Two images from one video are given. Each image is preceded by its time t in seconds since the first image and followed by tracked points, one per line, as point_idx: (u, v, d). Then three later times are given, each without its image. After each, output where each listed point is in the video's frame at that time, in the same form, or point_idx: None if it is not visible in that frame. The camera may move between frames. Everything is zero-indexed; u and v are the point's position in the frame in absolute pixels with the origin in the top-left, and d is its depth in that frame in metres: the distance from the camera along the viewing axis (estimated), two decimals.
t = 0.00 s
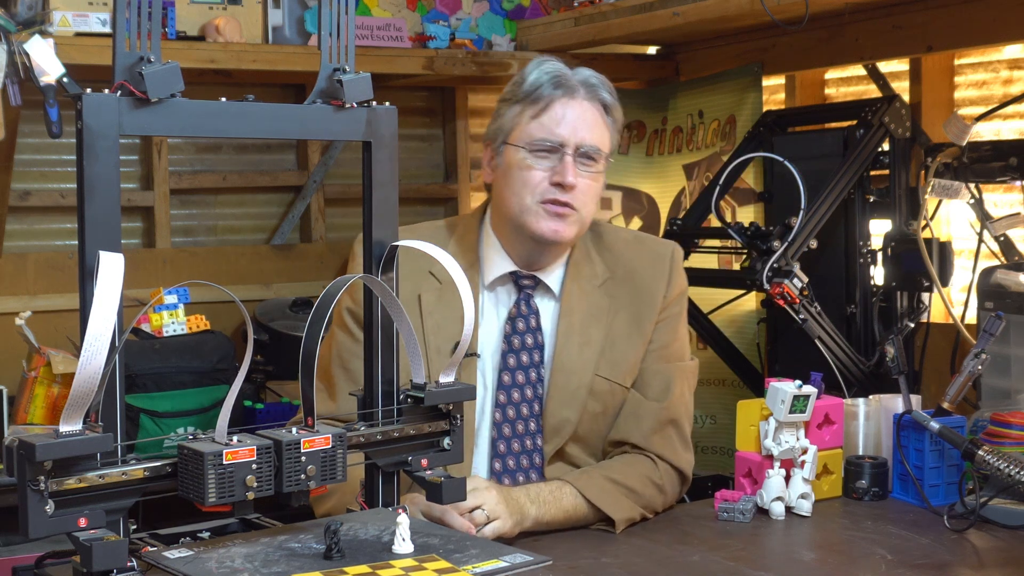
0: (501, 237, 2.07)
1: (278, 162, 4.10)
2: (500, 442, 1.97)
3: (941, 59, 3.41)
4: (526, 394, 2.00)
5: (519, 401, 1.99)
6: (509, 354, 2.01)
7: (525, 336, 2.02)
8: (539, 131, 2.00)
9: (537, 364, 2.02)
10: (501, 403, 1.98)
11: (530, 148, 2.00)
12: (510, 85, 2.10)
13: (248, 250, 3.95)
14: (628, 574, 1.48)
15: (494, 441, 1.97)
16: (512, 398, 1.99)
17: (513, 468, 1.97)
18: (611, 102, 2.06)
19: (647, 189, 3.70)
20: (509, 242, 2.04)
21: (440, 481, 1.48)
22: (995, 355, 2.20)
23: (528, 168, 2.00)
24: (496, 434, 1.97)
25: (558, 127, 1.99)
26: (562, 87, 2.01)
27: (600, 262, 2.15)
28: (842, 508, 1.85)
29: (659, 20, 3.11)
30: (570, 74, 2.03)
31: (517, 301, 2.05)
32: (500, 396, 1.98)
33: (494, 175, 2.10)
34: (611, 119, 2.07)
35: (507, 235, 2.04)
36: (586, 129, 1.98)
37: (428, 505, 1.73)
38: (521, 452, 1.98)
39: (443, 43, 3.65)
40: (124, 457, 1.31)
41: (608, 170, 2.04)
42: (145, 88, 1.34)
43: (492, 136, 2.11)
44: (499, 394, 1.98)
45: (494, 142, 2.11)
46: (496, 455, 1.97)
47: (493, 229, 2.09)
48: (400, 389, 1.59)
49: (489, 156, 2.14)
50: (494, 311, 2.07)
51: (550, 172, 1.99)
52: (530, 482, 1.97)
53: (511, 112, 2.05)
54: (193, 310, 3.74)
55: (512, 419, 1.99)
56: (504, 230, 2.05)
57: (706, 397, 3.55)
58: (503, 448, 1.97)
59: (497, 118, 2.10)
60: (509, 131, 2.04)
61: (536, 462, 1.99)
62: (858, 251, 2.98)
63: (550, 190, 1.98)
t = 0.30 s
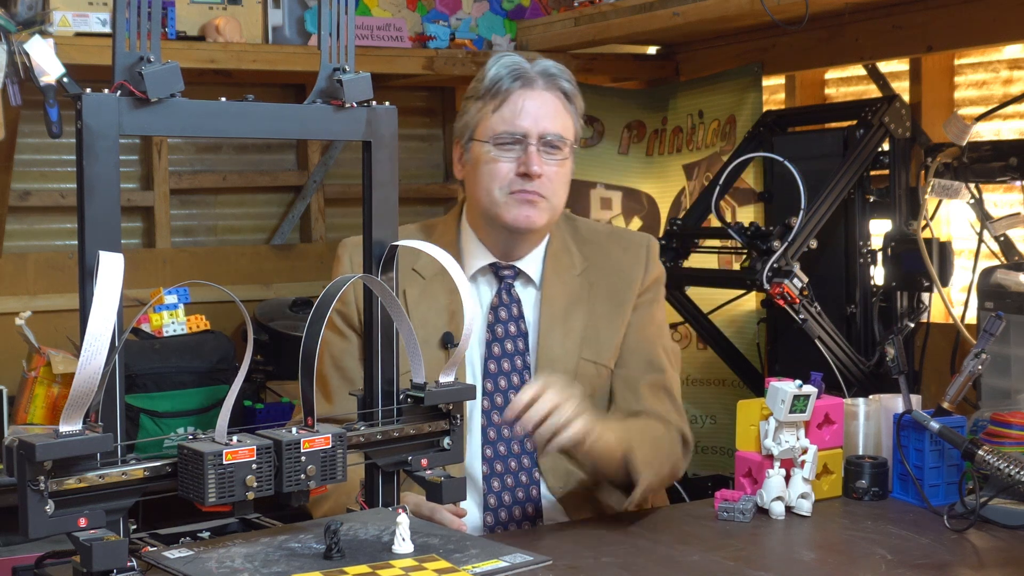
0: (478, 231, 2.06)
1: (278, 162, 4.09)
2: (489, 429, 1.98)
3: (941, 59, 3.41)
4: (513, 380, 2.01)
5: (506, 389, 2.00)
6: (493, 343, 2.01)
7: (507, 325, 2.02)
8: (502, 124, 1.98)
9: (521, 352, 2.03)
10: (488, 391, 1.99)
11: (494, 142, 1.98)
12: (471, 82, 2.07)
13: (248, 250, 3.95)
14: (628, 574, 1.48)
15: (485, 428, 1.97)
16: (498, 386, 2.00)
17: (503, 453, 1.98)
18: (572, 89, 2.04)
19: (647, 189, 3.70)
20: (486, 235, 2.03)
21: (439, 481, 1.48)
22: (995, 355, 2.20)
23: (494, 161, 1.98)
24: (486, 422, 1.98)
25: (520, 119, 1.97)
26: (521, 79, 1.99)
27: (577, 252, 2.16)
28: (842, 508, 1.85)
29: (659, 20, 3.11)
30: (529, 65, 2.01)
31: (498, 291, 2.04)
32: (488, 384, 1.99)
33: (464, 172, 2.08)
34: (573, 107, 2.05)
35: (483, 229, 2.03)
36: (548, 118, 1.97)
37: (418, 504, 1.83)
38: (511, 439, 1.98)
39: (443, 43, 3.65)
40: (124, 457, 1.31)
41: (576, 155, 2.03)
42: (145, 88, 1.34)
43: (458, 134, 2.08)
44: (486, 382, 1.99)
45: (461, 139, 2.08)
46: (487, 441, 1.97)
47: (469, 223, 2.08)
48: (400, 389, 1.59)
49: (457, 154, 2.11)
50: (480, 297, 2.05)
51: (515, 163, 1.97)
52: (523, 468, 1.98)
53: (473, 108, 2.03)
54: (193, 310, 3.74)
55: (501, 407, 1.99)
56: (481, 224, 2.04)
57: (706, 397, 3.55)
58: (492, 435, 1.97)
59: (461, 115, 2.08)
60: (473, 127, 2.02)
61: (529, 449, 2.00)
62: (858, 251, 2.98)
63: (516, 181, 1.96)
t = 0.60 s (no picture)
0: (461, 233, 2.10)
1: (278, 162, 4.09)
2: (483, 423, 2.00)
3: (940, 59, 3.41)
4: (505, 374, 2.05)
5: (499, 382, 2.04)
6: (484, 339, 2.04)
7: (498, 320, 2.06)
8: (477, 131, 2.01)
9: (512, 346, 2.07)
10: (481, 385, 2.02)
11: (470, 149, 2.02)
12: (443, 86, 2.09)
13: (247, 250, 3.95)
14: (628, 574, 1.48)
15: (479, 423, 1.99)
16: (491, 380, 2.03)
17: (498, 447, 2.00)
18: (544, 88, 2.07)
19: (647, 189, 3.70)
20: (470, 238, 2.07)
21: (440, 481, 1.48)
22: (995, 355, 2.20)
23: (472, 168, 2.01)
24: (479, 417, 2.00)
25: (493, 124, 2.00)
26: (492, 83, 2.01)
27: (561, 239, 2.21)
28: (842, 508, 1.84)
29: (659, 20, 3.11)
30: (498, 67, 2.03)
31: (487, 288, 2.08)
32: (482, 379, 2.02)
33: (444, 176, 2.12)
34: (545, 105, 2.07)
35: (466, 232, 2.07)
36: (521, 121, 2.00)
37: (418, 503, 1.84)
38: (505, 432, 2.02)
39: (443, 43, 3.65)
40: (124, 457, 1.31)
41: (552, 154, 2.07)
42: (145, 88, 1.34)
43: (436, 139, 2.12)
44: (479, 378, 2.02)
45: (438, 143, 2.12)
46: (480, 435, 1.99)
47: (453, 225, 2.12)
48: (400, 389, 1.59)
49: (437, 158, 2.15)
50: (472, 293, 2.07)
51: (493, 168, 2.00)
52: (517, 460, 2.02)
53: (448, 115, 2.06)
54: (193, 310, 3.74)
55: (494, 401, 2.02)
56: (463, 228, 2.07)
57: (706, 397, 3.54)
58: (486, 428, 2.00)
59: (437, 120, 2.11)
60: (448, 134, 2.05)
61: (522, 441, 2.03)
62: (858, 251, 2.98)
63: (495, 187, 2.00)
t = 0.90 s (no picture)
0: (453, 235, 2.10)
1: (278, 162, 4.09)
2: (480, 424, 2.00)
3: (941, 59, 3.41)
4: (501, 375, 2.05)
5: (494, 383, 2.04)
6: (479, 340, 2.04)
7: (491, 321, 2.06)
8: (459, 137, 2.00)
9: (507, 346, 2.07)
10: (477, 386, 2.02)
11: (454, 155, 2.01)
12: (423, 92, 2.09)
13: (247, 250, 3.95)
14: (628, 574, 1.48)
15: (476, 424, 2.00)
16: (487, 381, 2.03)
17: (496, 448, 2.01)
18: (523, 89, 2.06)
19: (647, 189, 3.70)
20: (461, 240, 2.07)
21: (440, 481, 1.48)
22: (995, 355, 2.20)
23: (457, 174, 2.01)
24: (476, 418, 2.00)
25: (474, 129, 2.00)
26: (471, 87, 2.00)
27: (553, 233, 2.22)
28: (842, 509, 1.84)
29: (659, 20, 3.11)
30: (476, 71, 2.03)
31: (481, 289, 2.08)
32: (477, 380, 2.02)
33: (431, 182, 2.12)
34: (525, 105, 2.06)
35: (457, 236, 2.07)
36: (502, 124, 2.00)
37: (417, 503, 1.85)
38: (502, 432, 2.02)
39: (443, 43, 3.65)
40: (124, 457, 1.31)
41: (536, 153, 2.06)
42: (145, 88, 1.34)
43: (421, 145, 2.11)
44: (474, 379, 2.02)
45: (422, 149, 2.11)
46: (478, 437, 1.99)
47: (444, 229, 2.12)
48: (400, 389, 1.59)
49: (422, 164, 2.14)
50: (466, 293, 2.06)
51: (478, 173, 2.00)
52: (515, 460, 2.02)
53: (430, 122, 2.05)
54: (193, 310, 3.74)
55: (490, 402, 2.02)
56: (453, 231, 2.08)
57: (706, 397, 3.52)
58: (484, 430, 2.00)
59: (419, 127, 2.11)
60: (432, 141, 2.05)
61: (519, 441, 2.03)
62: (858, 251, 2.98)
63: (481, 192, 1.99)
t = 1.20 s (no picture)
0: (449, 237, 2.10)
1: (277, 162, 4.09)
2: (479, 427, 2.00)
3: (941, 59, 3.41)
4: (499, 377, 2.05)
5: (493, 384, 2.04)
6: (476, 342, 2.04)
7: (489, 322, 2.06)
8: (453, 136, 2.00)
9: (505, 348, 2.07)
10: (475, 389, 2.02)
11: (449, 156, 2.01)
12: (418, 93, 2.09)
13: (247, 250, 3.95)
14: (628, 574, 1.48)
15: (474, 426, 2.00)
16: (484, 383, 2.03)
17: (494, 450, 2.01)
18: (518, 89, 2.06)
19: (647, 189, 3.69)
20: (455, 241, 2.08)
21: (440, 481, 1.48)
22: (995, 355, 2.20)
23: (452, 174, 2.01)
24: (475, 420, 2.00)
25: (469, 129, 1.99)
26: (465, 87, 2.01)
27: (550, 230, 2.22)
28: (842, 508, 1.84)
29: (659, 20, 3.11)
30: (471, 71, 2.03)
31: (477, 290, 2.08)
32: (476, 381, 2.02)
33: (426, 182, 2.12)
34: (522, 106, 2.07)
35: (452, 236, 2.07)
36: (498, 123, 2.00)
37: (417, 503, 1.85)
38: (501, 434, 2.02)
39: (443, 43, 3.65)
40: (124, 457, 1.31)
41: (531, 152, 2.07)
42: (145, 88, 1.34)
43: (416, 146, 2.12)
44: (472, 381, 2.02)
45: (417, 150, 2.12)
46: (477, 439, 1.99)
47: (441, 229, 2.12)
48: (400, 389, 1.59)
49: (418, 165, 2.15)
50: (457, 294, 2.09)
51: (473, 173, 2.00)
52: (515, 462, 2.02)
53: (425, 122, 2.06)
54: (193, 310, 3.74)
55: (488, 404, 2.03)
56: (448, 232, 2.08)
57: (706, 398, 3.52)
58: (483, 432, 2.00)
59: (414, 127, 2.11)
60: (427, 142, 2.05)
61: (519, 442, 2.03)
62: (858, 251, 2.98)
63: (476, 191, 2.00)
